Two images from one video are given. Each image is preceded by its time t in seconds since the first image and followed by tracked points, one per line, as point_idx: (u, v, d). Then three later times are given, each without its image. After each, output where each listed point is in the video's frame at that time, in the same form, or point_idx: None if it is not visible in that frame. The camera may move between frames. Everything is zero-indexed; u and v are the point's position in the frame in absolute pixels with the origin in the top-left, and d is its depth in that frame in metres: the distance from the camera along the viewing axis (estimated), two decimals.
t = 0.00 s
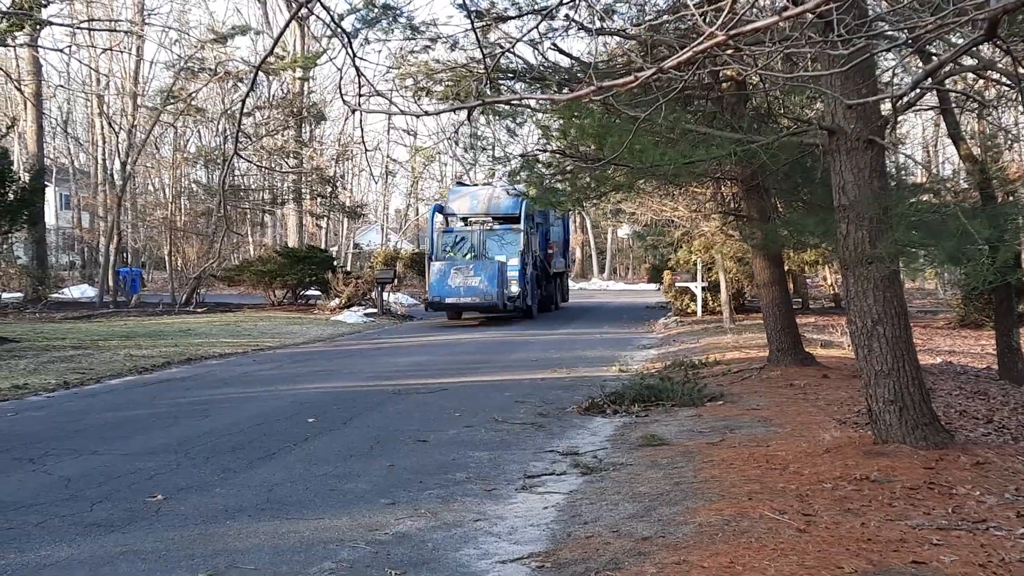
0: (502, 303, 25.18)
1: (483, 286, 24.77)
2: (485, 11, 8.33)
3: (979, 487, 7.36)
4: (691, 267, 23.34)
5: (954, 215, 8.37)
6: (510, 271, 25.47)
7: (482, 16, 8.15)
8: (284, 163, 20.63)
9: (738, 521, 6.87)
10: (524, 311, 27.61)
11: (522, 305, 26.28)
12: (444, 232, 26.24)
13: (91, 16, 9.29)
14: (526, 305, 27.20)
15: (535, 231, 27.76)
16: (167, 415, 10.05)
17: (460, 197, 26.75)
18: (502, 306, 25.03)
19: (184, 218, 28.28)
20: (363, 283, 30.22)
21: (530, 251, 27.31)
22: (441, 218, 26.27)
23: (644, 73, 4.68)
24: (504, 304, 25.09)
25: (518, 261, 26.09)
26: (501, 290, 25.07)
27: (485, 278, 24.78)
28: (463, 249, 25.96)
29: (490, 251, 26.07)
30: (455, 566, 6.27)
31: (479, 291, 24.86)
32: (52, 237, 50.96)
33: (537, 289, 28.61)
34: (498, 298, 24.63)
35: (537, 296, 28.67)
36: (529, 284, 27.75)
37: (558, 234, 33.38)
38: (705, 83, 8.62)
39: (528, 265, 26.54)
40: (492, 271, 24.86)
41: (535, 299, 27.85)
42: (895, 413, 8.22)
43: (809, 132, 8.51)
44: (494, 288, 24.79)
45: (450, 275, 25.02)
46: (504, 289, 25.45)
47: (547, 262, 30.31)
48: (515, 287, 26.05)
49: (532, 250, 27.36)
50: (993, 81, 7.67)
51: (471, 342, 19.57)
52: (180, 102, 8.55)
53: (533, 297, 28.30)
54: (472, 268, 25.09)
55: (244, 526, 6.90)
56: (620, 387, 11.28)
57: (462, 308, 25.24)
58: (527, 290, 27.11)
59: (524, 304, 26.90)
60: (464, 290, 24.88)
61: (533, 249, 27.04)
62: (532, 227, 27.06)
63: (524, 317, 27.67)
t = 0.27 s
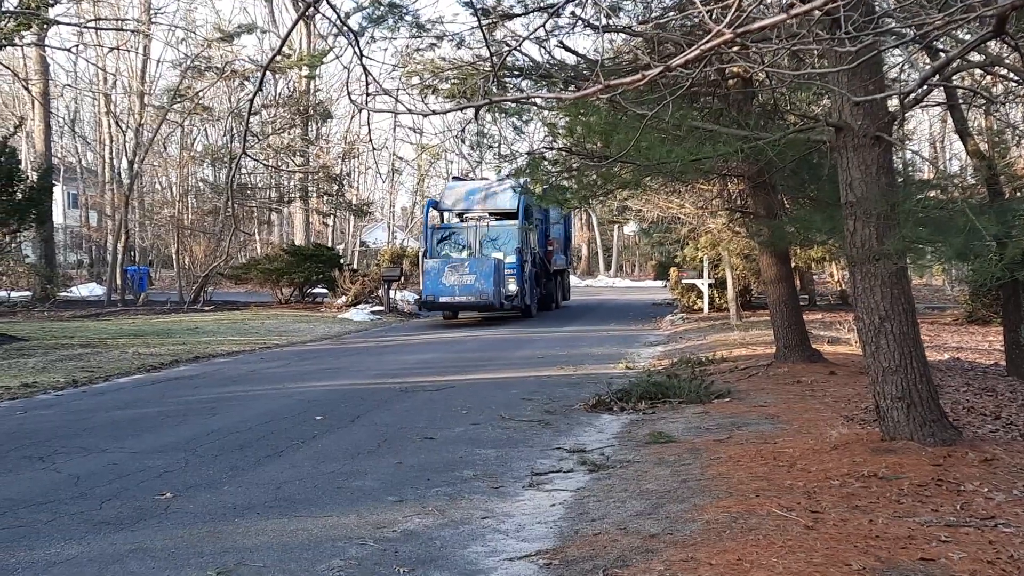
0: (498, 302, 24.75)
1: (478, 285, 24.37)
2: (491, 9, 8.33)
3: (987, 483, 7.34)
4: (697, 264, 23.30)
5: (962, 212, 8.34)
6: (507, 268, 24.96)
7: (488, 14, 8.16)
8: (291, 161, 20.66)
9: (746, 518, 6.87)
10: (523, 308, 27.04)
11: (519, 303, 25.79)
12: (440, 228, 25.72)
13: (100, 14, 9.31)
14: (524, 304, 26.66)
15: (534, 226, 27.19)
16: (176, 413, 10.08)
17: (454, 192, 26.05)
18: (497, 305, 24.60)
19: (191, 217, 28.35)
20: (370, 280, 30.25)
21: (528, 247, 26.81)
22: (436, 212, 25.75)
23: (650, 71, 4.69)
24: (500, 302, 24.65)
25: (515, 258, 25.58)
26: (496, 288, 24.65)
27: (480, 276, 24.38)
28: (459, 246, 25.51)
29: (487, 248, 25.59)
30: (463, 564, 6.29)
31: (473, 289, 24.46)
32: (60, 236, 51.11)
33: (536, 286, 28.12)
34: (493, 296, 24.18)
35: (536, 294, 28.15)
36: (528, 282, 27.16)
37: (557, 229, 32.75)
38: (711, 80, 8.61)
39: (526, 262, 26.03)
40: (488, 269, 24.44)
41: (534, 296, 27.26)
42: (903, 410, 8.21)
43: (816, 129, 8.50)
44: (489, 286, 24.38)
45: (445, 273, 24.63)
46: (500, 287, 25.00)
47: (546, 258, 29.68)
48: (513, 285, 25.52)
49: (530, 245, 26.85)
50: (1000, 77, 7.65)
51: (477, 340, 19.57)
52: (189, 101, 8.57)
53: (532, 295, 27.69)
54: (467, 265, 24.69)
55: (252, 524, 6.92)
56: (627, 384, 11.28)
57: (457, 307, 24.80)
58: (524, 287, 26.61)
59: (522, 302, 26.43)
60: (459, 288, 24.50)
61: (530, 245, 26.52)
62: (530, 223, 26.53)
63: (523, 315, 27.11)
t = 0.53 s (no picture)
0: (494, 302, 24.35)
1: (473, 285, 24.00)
2: (497, 6, 8.34)
3: (996, 479, 7.33)
4: (705, 261, 23.26)
5: (970, 208, 8.32)
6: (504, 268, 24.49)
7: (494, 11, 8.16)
8: (298, 159, 20.69)
9: (754, 515, 6.86)
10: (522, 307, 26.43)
11: (516, 302, 25.36)
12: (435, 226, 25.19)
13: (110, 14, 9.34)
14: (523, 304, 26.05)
15: (532, 223, 26.67)
16: (185, 412, 10.12)
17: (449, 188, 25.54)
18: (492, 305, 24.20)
19: (199, 215, 28.42)
20: (379, 278, 30.89)
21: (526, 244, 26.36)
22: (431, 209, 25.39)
23: (657, 68, 4.69)
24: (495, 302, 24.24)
25: (512, 256, 25.12)
26: (492, 288, 24.30)
27: (474, 275, 24.03)
28: (454, 244, 25.18)
29: (483, 246, 25.22)
30: (472, 561, 6.30)
31: (468, 289, 24.12)
32: (70, 235, 51.29)
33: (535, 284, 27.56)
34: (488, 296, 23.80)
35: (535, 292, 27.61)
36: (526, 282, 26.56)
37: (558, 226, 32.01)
38: (718, 76, 8.60)
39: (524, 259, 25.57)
40: (483, 268, 24.07)
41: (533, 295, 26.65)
42: (912, 406, 8.19)
43: (823, 125, 8.48)
44: (484, 286, 24.01)
45: (439, 272, 24.33)
46: (497, 286, 24.60)
47: (546, 255, 29.02)
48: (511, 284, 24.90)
49: (528, 242, 26.36)
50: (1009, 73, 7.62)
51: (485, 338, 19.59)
52: (196, 99, 8.59)
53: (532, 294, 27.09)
54: (462, 264, 24.37)
55: (262, 522, 6.95)
56: (635, 381, 11.28)
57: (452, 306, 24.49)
58: (522, 286, 26.12)
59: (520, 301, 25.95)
60: (453, 289, 24.19)
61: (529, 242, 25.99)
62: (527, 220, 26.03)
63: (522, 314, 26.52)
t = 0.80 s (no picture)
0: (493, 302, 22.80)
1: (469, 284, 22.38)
2: (505, 5, 8.34)
3: (1006, 477, 7.31)
4: (713, 259, 23.20)
5: (979, 206, 8.30)
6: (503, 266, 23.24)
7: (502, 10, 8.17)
8: (306, 158, 20.72)
9: (763, 514, 6.86)
10: (521, 309, 25.11)
11: (516, 304, 23.83)
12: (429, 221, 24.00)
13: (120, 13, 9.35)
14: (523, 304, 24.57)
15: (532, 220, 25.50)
16: (195, 410, 10.15)
17: (445, 184, 24.68)
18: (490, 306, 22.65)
19: (208, 215, 28.50)
20: (386, 278, 30.43)
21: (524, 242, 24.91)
22: (425, 205, 24.42)
23: (666, 67, 4.69)
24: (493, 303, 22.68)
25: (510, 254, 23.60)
26: (489, 287, 22.70)
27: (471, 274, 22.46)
28: (448, 241, 23.77)
29: (480, 244, 23.89)
30: (481, 560, 6.31)
31: (464, 289, 22.48)
32: (79, 235, 51.50)
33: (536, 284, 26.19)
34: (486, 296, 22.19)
35: (536, 293, 26.28)
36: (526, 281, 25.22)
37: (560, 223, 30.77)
38: (726, 74, 8.60)
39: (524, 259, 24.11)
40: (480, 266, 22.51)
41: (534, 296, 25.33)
42: (921, 405, 8.17)
43: (832, 122, 8.47)
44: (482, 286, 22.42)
45: (433, 271, 22.76)
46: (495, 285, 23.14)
47: (546, 254, 27.77)
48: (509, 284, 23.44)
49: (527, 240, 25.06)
50: (1018, 70, 7.60)
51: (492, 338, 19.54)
52: (208, 99, 8.63)
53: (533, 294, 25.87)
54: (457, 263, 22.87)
55: (271, 520, 6.96)
56: (644, 379, 11.27)
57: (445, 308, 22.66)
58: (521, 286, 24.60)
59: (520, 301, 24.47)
60: (448, 288, 22.56)
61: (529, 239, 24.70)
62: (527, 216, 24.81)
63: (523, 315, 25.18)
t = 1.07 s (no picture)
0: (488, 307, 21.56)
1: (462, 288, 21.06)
2: (514, 4, 8.30)
3: (1019, 478, 7.24)
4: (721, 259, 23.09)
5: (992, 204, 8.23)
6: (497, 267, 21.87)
7: (511, 9, 8.13)
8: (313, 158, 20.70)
9: (774, 515, 6.80)
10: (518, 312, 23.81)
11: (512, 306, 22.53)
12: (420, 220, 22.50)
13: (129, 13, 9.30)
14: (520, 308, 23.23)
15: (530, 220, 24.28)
16: (202, 411, 10.12)
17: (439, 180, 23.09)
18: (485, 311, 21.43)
19: (215, 215, 28.51)
20: (394, 277, 30.55)
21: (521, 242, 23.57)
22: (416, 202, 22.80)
23: (677, 66, 4.67)
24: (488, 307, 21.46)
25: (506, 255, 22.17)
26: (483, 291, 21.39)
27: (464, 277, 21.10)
28: (441, 241, 22.26)
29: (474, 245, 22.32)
30: (489, 561, 6.27)
31: (457, 292, 21.21)
32: (88, 235, 51.60)
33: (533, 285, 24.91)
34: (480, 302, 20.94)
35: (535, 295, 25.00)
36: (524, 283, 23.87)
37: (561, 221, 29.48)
38: (735, 73, 8.55)
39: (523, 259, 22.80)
40: (474, 269, 21.12)
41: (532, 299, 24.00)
42: (933, 405, 8.11)
43: (842, 121, 8.41)
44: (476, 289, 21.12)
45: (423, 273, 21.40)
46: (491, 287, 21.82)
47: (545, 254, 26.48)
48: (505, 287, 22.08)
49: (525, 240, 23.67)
50: None
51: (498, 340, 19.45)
52: (218, 100, 8.60)
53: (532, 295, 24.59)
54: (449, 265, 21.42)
55: (278, 521, 6.93)
56: (653, 380, 11.22)
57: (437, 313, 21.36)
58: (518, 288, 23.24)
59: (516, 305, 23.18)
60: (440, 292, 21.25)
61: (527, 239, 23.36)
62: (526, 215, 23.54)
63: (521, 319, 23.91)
